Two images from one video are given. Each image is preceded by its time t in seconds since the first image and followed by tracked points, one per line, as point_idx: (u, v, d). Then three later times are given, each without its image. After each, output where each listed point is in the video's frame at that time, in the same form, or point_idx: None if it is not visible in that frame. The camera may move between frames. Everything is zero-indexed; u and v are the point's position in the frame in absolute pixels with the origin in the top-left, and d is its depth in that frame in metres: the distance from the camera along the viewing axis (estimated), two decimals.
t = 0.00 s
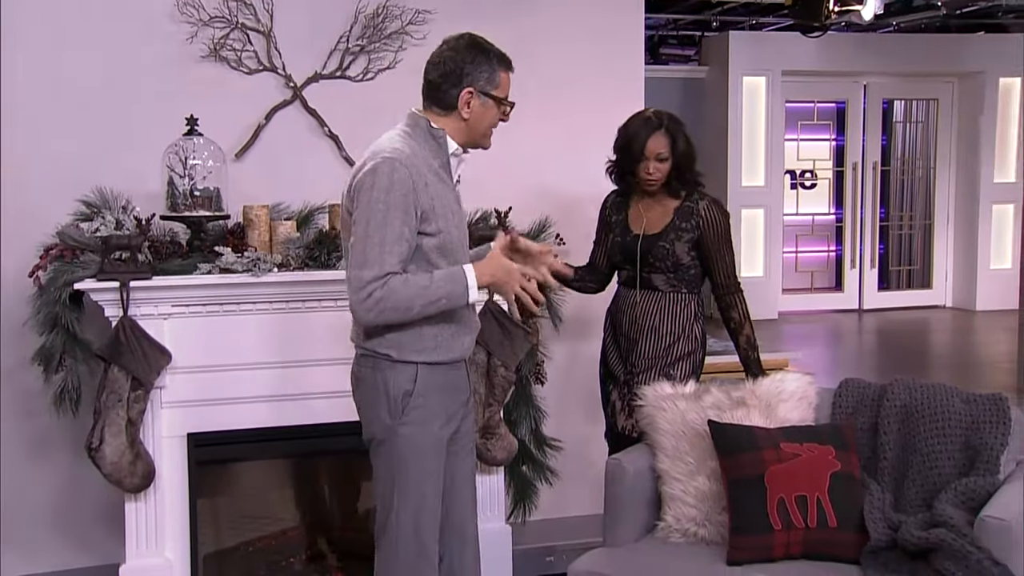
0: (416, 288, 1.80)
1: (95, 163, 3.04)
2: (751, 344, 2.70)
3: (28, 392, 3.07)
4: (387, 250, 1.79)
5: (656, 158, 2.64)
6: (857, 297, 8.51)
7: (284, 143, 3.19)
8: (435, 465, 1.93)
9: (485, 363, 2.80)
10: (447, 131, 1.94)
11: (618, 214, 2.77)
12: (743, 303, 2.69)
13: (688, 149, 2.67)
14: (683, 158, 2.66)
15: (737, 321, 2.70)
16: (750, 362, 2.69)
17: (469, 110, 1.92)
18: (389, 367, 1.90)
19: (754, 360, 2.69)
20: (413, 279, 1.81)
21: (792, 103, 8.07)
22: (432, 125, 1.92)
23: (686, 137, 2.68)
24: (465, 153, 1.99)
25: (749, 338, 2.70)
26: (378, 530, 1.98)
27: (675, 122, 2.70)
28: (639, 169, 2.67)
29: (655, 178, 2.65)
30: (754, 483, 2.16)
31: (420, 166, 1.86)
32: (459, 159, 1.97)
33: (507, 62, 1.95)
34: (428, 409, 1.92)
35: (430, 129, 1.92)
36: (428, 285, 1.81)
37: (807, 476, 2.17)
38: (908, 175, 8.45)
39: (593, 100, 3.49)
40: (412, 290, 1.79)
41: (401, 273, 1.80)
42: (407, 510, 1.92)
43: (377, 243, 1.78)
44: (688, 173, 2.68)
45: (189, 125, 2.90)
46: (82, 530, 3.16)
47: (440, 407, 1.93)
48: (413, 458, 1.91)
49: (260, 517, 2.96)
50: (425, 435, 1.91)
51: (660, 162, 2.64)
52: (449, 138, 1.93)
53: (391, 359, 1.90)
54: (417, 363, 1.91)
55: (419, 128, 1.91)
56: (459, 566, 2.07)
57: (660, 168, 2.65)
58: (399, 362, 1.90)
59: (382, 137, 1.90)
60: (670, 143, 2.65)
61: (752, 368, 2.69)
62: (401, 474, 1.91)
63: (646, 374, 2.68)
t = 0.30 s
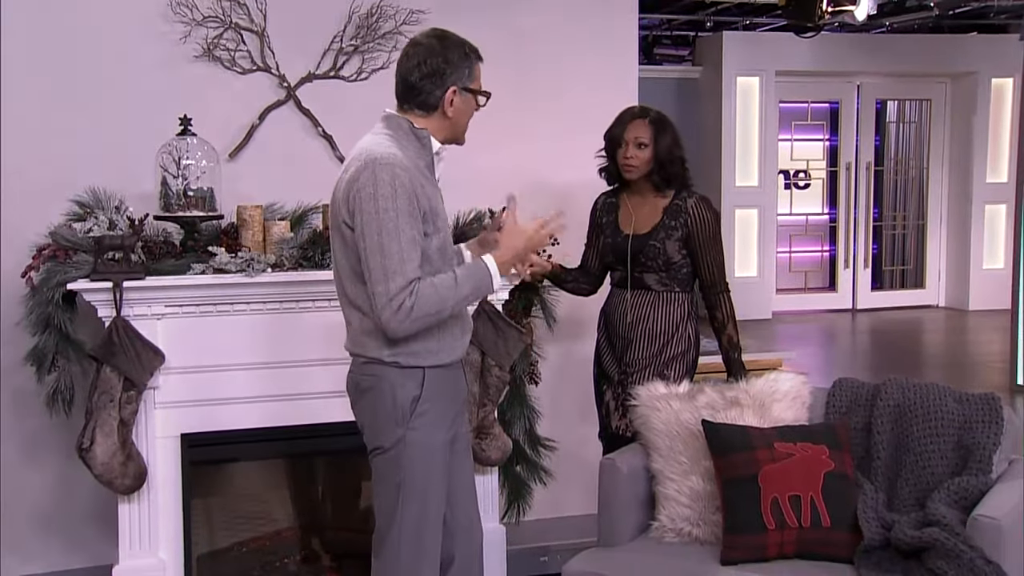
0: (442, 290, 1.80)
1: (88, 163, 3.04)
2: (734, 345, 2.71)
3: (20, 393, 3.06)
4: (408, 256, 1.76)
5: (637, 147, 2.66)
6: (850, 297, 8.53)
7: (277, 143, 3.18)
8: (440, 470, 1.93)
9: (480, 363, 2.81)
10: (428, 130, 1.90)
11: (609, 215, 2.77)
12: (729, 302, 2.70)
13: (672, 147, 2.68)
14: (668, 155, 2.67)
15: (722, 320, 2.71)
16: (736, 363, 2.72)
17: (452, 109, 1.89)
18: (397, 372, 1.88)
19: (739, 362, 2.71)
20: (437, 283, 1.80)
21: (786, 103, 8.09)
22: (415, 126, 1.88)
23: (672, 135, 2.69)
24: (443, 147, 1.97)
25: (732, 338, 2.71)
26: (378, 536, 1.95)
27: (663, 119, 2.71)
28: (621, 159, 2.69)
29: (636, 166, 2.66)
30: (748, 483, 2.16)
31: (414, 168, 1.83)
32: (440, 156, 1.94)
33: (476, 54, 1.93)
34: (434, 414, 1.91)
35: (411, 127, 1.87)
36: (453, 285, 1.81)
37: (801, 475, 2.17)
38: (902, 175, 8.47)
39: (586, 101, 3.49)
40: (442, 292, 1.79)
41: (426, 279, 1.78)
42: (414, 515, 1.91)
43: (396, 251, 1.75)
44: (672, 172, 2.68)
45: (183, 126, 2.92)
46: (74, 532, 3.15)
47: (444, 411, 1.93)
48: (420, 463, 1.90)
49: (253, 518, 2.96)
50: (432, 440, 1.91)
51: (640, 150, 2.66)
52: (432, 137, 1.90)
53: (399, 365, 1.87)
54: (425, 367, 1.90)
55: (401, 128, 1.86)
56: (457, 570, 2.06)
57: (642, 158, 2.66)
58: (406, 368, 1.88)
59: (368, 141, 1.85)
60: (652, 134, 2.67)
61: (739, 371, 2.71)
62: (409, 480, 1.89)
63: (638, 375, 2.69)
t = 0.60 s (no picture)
0: (441, 305, 1.82)
1: (85, 163, 3.03)
2: (733, 342, 2.71)
3: (17, 393, 3.06)
4: (410, 269, 1.77)
5: (628, 142, 2.66)
6: (848, 296, 8.53)
7: (274, 143, 3.18)
8: (446, 470, 1.93)
9: (477, 363, 2.81)
10: (416, 132, 1.90)
11: (602, 216, 2.78)
12: (727, 300, 2.69)
13: (665, 146, 2.68)
14: (660, 154, 2.67)
15: (720, 318, 2.71)
16: (736, 361, 2.72)
17: (440, 111, 1.89)
18: (404, 373, 1.88)
19: (739, 360, 2.71)
20: (435, 296, 1.82)
21: (783, 104, 8.09)
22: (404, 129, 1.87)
23: (665, 134, 2.69)
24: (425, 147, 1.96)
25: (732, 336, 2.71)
26: (383, 537, 1.94)
27: (656, 118, 2.71)
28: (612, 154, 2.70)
29: (627, 161, 2.66)
30: (745, 483, 2.17)
31: (411, 176, 1.84)
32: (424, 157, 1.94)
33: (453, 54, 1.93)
34: (440, 415, 1.92)
35: (399, 133, 1.87)
36: (452, 303, 1.84)
37: (798, 476, 2.17)
38: (899, 175, 8.48)
39: (584, 101, 3.49)
40: (442, 309, 1.82)
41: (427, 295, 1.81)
42: (421, 516, 1.91)
43: (398, 264, 1.76)
44: (662, 171, 2.67)
45: (180, 126, 2.92)
46: (71, 532, 3.15)
47: (450, 411, 1.94)
48: (427, 463, 1.90)
49: (251, 518, 2.95)
50: (439, 440, 1.91)
51: (632, 145, 2.66)
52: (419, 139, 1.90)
53: (405, 365, 1.87)
54: (432, 368, 1.90)
55: (392, 134, 1.86)
56: (460, 570, 2.05)
57: (633, 153, 2.66)
58: (413, 368, 1.88)
59: (363, 149, 1.84)
60: (644, 131, 2.67)
61: (739, 368, 2.71)
62: (417, 480, 1.89)
63: (634, 374, 2.69)
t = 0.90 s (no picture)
0: (433, 303, 1.82)
1: (83, 163, 3.03)
2: (730, 341, 2.71)
3: (14, 393, 3.05)
4: (399, 270, 1.77)
5: (624, 139, 2.67)
6: (845, 296, 8.54)
7: (272, 142, 3.18)
8: (440, 469, 1.93)
9: (474, 363, 2.81)
10: (402, 131, 1.89)
11: (597, 215, 2.78)
12: (723, 300, 2.69)
13: (660, 144, 2.68)
14: (655, 153, 2.67)
15: (716, 317, 2.71)
16: (733, 360, 2.72)
17: (424, 109, 1.88)
18: (395, 373, 1.88)
19: (736, 360, 2.71)
20: (426, 294, 1.82)
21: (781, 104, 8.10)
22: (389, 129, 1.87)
23: (660, 133, 2.70)
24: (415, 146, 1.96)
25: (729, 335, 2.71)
26: (379, 538, 1.94)
27: (650, 118, 2.71)
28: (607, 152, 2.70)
29: (622, 158, 2.67)
30: (743, 483, 2.17)
31: (396, 177, 1.83)
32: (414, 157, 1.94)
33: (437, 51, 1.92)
34: (433, 414, 1.91)
35: (388, 134, 1.86)
36: (444, 300, 1.84)
37: (795, 476, 2.17)
38: (896, 175, 8.49)
39: (582, 101, 3.49)
40: (434, 306, 1.82)
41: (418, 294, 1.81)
42: (416, 516, 1.90)
43: (387, 266, 1.76)
44: (658, 169, 2.68)
45: (177, 126, 2.91)
46: (69, 532, 3.14)
47: (443, 410, 1.93)
48: (420, 463, 1.90)
49: (249, 518, 2.95)
50: (431, 439, 1.91)
51: (627, 142, 2.67)
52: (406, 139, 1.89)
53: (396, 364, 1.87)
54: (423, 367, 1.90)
55: (377, 135, 1.85)
56: (457, 570, 2.05)
57: (629, 151, 2.67)
58: (404, 367, 1.88)
59: (347, 153, 1.83)
60: (640, 130, 2.68)
61: (736, 368, 2.71)
62: (410, 480, 1.89)
63: (631, 374, 2.69)
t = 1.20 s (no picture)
0: (428, 302, 1.82)
1: (81, 163, 3.03)
2: (728, 341, 2.71)
3: (14, 393, 3.06)
4: (393, 267, 1.77)
5: (622, 138, 2.67)
6: (844, 296, 8.55)
7: (270, 142, 3.18)
8: (438, 469, 1.93)
9: (473, 363, 2.81)
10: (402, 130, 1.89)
11: (596, 215, 2.79)
12: (722, 300, 2.69)
13: (659, 143, 2.69)
14: (654, 152, 2.67)
15: (714, 316, 2.71)
16: (732, 359, 2.72)
17: (424, 107, 1.88)
18: (393, 373, 1.88)
19: (733, 359, 2.72)
20: (421, 294, 1.82)
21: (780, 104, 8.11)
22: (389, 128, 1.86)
23: (658, 132, 2.70)
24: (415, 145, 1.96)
25: (727, 335, 2.70)
26: (378, 538, 1.94)
27: (649, 120, 2.70)
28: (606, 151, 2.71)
29: (621, 156, 2.67)
30: (741, 482, 2.17)
31: (395, 175, 1.83)
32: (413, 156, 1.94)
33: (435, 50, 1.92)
34: (431, 414, 1.91)
35: (388, 133, 1.86)
36: (438, 300, 1.84)
37: (794, 476, 2.17)
38: (895, 175, 8.49)
39: (581, 101, 3.49)
40: (427, 306, 1.81)
41: (412, 293, 1.80)
42: (415, 516, 1.90)
43: (382, 262, 1.76)
44: (656, 168, 2.68)
45: (177, 126, 2.91)
46: (68, 532, 3.14)
47: (441, 409, 1.93)
48: (418, 463, 1.89)
49: (248, 518, 2.95)
50: (430, 439, 1.91)
51: (626, 141, 2.67)
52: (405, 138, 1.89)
53: (393, 365, 1.87)
54: (421, 367, 1.90)
55: (377, 133, 1.85)
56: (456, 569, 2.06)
57: (627, 150, 2.67)
58: (402, 368, 1.88)
59: (347, 149, 1.83)
60: (638, 129, 2.68)
61: (734, 368, 2.71)
62: (409, 480, 1.89)
63: (629, 375, 2.70)
